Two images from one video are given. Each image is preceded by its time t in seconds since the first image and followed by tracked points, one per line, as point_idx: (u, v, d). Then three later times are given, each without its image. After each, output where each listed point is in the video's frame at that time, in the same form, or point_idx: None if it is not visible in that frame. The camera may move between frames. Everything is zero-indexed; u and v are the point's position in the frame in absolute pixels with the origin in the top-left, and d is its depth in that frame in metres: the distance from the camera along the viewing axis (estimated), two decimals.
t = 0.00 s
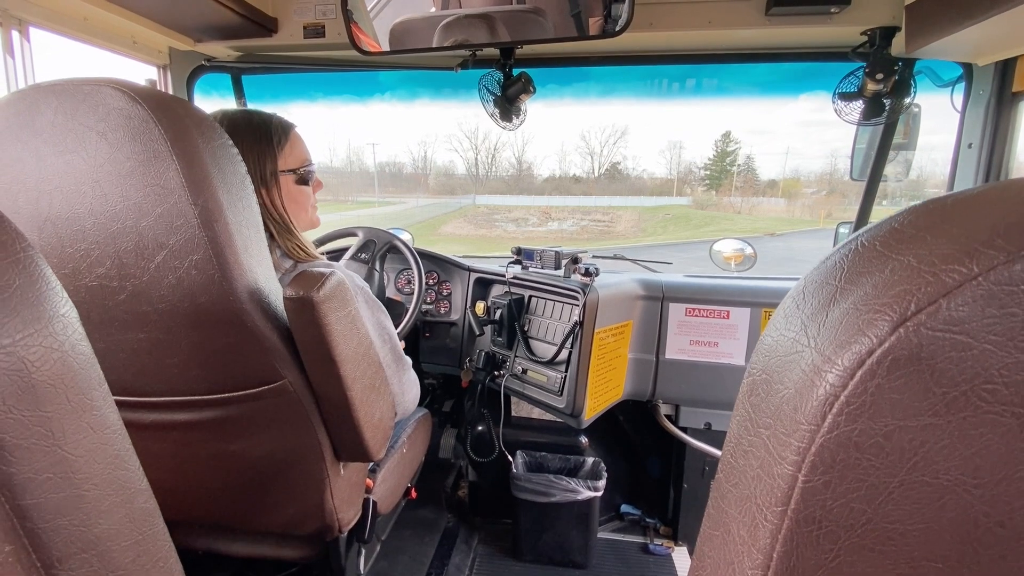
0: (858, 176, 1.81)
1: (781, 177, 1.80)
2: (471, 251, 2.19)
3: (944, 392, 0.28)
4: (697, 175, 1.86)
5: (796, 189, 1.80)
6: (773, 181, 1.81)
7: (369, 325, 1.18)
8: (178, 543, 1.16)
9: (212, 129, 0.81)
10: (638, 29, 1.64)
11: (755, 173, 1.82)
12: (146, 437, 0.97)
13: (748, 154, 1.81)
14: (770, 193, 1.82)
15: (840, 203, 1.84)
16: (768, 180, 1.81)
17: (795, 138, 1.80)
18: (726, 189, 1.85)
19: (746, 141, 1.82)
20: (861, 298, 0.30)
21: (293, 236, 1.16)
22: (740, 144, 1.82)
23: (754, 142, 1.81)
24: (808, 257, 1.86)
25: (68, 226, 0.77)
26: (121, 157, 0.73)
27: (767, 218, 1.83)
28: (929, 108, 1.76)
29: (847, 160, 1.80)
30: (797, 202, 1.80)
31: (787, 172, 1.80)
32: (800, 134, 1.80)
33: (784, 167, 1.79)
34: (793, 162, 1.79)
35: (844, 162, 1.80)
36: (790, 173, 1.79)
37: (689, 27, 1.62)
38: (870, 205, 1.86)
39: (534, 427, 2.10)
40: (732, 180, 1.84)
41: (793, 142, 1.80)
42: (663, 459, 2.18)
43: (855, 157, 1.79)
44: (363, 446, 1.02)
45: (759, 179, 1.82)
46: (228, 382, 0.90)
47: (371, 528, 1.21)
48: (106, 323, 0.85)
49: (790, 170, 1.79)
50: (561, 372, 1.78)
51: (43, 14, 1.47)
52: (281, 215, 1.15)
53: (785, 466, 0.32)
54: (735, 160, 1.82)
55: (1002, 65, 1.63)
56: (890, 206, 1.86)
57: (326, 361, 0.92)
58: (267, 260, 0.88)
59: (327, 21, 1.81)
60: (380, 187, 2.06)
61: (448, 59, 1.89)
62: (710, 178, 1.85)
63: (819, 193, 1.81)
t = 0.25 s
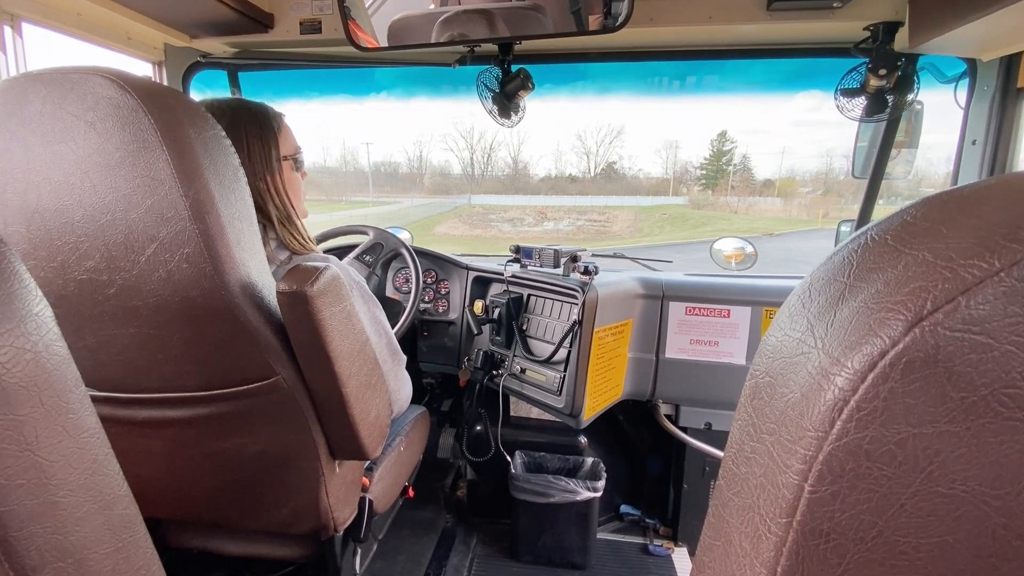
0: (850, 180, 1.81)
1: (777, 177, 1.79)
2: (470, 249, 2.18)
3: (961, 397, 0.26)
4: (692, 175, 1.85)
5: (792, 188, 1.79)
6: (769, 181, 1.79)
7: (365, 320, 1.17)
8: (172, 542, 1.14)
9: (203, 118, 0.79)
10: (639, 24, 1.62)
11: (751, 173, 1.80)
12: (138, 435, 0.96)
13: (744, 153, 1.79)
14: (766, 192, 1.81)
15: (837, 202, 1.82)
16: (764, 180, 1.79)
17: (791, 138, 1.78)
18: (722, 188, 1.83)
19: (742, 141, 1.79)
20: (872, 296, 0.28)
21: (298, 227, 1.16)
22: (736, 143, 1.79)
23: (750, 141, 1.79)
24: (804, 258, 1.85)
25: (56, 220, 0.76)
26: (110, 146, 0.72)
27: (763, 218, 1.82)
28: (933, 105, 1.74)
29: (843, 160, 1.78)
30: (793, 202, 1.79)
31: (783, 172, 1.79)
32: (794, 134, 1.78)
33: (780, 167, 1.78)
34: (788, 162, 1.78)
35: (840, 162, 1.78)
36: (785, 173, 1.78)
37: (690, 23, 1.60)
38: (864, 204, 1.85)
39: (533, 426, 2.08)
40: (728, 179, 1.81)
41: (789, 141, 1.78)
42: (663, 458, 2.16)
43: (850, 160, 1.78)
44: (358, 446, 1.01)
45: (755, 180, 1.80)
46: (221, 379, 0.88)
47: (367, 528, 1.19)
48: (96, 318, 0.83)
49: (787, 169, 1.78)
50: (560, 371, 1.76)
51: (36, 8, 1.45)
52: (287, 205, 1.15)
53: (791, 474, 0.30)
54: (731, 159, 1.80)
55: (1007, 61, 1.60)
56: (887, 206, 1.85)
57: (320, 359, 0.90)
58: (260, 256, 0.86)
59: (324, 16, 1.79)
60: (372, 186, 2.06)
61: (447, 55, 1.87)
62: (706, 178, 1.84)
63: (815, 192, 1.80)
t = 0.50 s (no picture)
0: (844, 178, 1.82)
1: (771, 177, 1.81)
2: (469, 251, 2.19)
3: (925, 395, 0.28)
4: (688, 175, 1.88)
5: (787, 188, 1.81)
6: (763, 181, 1.82)
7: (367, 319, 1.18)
8: (175, 543, 1.16)
9: (206, 128, 0.80)
10: (636, 27, 1.64)
11: (745, 172, 1.83)
12: (141, 438, 0.97)
13: (738, 153, 1.83)
14: (760, 192, 1.83)
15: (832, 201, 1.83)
16: (758, 180, 1.82)
17: (785, 138, 1.80)
18: (717, 188, 1.86)
19: (735, 140, 1.83)
20: (843, 300, 0.30)
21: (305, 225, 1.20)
22: (730, 143, 1.83)
23: (745, 141, 1.83)
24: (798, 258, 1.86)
25: (61, 228, 0.77)
26: (114, 157, 0.73)
27: (758, 218, 1.83)
28: (929, 107, 1.75)
29: (836, 160, 1.80)
30: (787, 202, 1.81)
31: (776, 172, 1.81)
32: (788, 134, 1.80)
33: (774, 166, 1.81)
34: (782, 161, 1.80)
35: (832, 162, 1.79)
36: (779, 173, 1.80)
37: (687, 26, 1.61)
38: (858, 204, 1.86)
39: (532, 427, 2.09)
40: (722, 179, 1.84)
41: (782, 142, 1.80)
42: (662, 458, 2.18)
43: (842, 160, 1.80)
44: (358, 447, 1.02)
45: (749, 179, 1.83)
46: (223, 383, 0.90)
47: (367, 529, 1.21)
48: (100, 324, 0.84)
49: (780, 169, 1.80)
50: (558, 371, 1.78)
51: (38, 15, 1.47)
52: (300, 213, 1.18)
53: (767, 469, 0.32)
54: (725, 159, 1.83)
55: (1001, 62, 1.62)
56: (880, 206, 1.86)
57: (320, 362, 0.92)
58: (261, 262, 0.88)
59: (324, 20, 1.81)
60: (365, 186, 2.09)
61: (443, 57, 1.89)
62: (702, 178, 1.86)
63: (810, 192, 1.81)
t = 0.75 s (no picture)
0: (840, 177, 1.79)
1: (766, 177, 1.79)
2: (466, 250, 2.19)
3: (894, 388, 0.27)
4: (683, 174, 1.87)
5: (782, 187, 1.78)
6: (759, 180, 1.80)
7: (359, 314, 1.18)
8: (166, 544, 1.15)
9: (190, 125, 0.80)
10: (630, 25, 1.63)
11: (740, 172, 1.81)
12: (130, 437, 0.97)
13: (733, 153, 1.81)
14: (756, 192, 1.81)
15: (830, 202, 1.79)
16: (753, 180, 1.80)
17: (781, 138, 1.80)
18: (712, 188, 1.84)
19: (729, 139, 1.82)
20: (812, 292, 0.29)
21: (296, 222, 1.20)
22: (725, 143, 1.82)
23: (740, 141, 1.82)
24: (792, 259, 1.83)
25: (45, 226, 0.77)
26: (97, 154, 0.73)
27: (754, 218, 1.80)
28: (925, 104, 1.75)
29: (831, 160, 1.78)
30: (784, 201, 1.79)
31: (772, 172, 1.79)
32: (785, 134, 1.79)
33: (770, 166, 1.79)
34: (777, 161, 1.78)
35: (828, 162, 1.78)
36: (775, 173, 1.78)
37: (683, 23, 1.60)
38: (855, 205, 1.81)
39: (528, 427, 2.09)
40: (717, 179, 1.83)
41: (777, 140, 1.79)
42: (660, 458, 2.18)
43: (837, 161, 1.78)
44: (348, 446, 1.02)
45: (745, 179, 1.81)
46: (210, 382, 0.89)
47: (360, 529, 1.20)
48: (86, 323, 0.84)
49: (776, 169, 1.78)
50: (553, 370, 1.77)
51: (30, 15, 1.46)
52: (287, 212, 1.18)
53: (738, 465, 0.31)
54: (720, 159, 1.82)
55: (997, 59, 1.62)
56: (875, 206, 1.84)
57: (308, 361, 0.91)
58: (248, 259, 0.87)
59: (318, 19, 1.80)
60: (358, 186, 2.09)
61: (440, 57, 1.90)
62: (696, 177, 1.85)
63: (805, 191, 1.78)
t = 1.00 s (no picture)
0: (834, 177, 1.80)
1: (761, 177, 1.81)
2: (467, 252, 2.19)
3: (892, 400, 0.27)
4: (677, 174, 1.87)
5: (776, 187, 1.79)
6: (753, 180, 1.81)
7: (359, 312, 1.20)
8: (168, 547, 1.16)
9: (191, 130, 0.80)
10: (630, 27, 1.63)
11: (735, 172, 1.83)
12: (132, 440, 0.97)
13: (727, 153, 1.82)
14: (750, 192, 1.82)
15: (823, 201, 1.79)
16: (747, 180, 1.82)
17: (776, 138, 1.79)
18: (707, 188, 1.86)
19: (725, 140, 1.82)
20: (811, 302, 0.29)
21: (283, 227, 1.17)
22: (720, 143, 1.82)
23: (734, 141, 1.82)
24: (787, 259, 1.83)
25: (48, 231, 0.77)
26: (99, 159, 0.73)
27: (750, 218, 1.81)
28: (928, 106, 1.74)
29: (825, 160, 1.78)
30: (778, 201, 1.79)
31: (766, 172, 1.80)
32: (780, 135, 1.78)
33: (764, 165, 1.80)
34: (771, 161, 1.79)
35: (822, 160, 1.78)
36: (769, 173, 1.79)
37: (682, 25, 1.61)
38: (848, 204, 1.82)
39: (529, 429, 2.09)
40: (711, 179, 1.84)
41: (772, 140, 1.79)
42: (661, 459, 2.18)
43: (832, 160, 1.78)
44: (349, 450, 1.02)
45: (739, 179, 1.83)
46: (212, 386, 0.90)
47: (361, 531, 1.21)
48: (89, 327, 0.84)
49: (769, 169, 1.79)
50: (554, 372, 1.77)
51: (32, 19, 1.47)
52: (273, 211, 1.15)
53: (737, 474, 0.31)
54: (714, 159, 1.83)
55: (998, 60, 1.62)
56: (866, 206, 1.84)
57: (309, 364, 0.91)
58: (249, 263, 0.88)
59: (319, 23, 1.81)
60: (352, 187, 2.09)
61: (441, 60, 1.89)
62: (691, 177, 1.86)
63: (798, 192, 1.79)
